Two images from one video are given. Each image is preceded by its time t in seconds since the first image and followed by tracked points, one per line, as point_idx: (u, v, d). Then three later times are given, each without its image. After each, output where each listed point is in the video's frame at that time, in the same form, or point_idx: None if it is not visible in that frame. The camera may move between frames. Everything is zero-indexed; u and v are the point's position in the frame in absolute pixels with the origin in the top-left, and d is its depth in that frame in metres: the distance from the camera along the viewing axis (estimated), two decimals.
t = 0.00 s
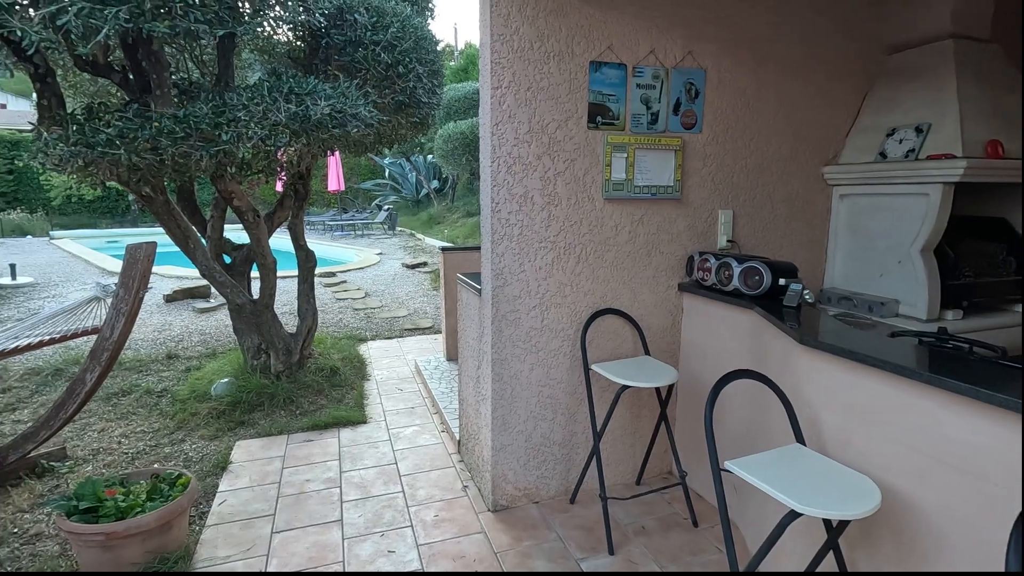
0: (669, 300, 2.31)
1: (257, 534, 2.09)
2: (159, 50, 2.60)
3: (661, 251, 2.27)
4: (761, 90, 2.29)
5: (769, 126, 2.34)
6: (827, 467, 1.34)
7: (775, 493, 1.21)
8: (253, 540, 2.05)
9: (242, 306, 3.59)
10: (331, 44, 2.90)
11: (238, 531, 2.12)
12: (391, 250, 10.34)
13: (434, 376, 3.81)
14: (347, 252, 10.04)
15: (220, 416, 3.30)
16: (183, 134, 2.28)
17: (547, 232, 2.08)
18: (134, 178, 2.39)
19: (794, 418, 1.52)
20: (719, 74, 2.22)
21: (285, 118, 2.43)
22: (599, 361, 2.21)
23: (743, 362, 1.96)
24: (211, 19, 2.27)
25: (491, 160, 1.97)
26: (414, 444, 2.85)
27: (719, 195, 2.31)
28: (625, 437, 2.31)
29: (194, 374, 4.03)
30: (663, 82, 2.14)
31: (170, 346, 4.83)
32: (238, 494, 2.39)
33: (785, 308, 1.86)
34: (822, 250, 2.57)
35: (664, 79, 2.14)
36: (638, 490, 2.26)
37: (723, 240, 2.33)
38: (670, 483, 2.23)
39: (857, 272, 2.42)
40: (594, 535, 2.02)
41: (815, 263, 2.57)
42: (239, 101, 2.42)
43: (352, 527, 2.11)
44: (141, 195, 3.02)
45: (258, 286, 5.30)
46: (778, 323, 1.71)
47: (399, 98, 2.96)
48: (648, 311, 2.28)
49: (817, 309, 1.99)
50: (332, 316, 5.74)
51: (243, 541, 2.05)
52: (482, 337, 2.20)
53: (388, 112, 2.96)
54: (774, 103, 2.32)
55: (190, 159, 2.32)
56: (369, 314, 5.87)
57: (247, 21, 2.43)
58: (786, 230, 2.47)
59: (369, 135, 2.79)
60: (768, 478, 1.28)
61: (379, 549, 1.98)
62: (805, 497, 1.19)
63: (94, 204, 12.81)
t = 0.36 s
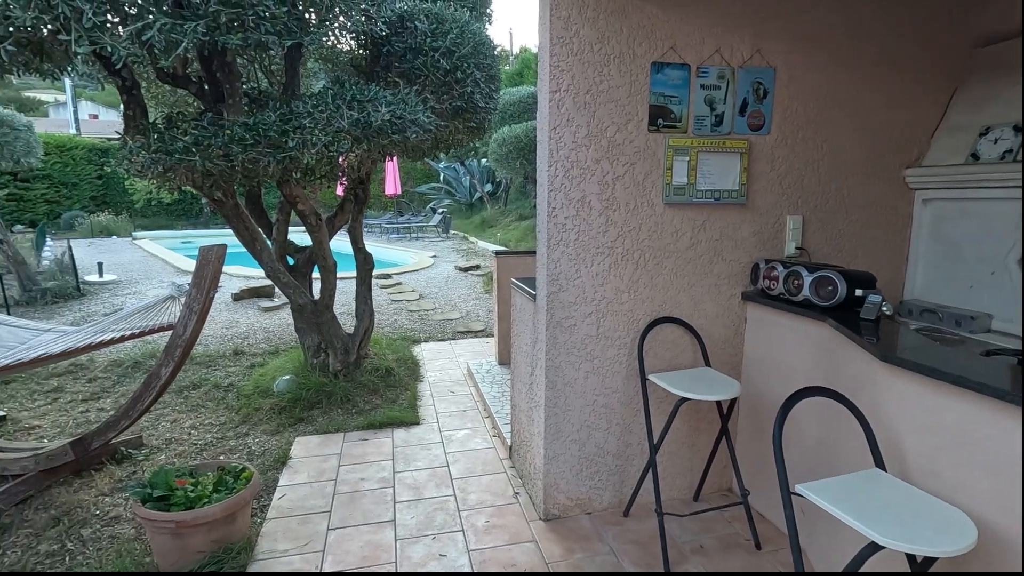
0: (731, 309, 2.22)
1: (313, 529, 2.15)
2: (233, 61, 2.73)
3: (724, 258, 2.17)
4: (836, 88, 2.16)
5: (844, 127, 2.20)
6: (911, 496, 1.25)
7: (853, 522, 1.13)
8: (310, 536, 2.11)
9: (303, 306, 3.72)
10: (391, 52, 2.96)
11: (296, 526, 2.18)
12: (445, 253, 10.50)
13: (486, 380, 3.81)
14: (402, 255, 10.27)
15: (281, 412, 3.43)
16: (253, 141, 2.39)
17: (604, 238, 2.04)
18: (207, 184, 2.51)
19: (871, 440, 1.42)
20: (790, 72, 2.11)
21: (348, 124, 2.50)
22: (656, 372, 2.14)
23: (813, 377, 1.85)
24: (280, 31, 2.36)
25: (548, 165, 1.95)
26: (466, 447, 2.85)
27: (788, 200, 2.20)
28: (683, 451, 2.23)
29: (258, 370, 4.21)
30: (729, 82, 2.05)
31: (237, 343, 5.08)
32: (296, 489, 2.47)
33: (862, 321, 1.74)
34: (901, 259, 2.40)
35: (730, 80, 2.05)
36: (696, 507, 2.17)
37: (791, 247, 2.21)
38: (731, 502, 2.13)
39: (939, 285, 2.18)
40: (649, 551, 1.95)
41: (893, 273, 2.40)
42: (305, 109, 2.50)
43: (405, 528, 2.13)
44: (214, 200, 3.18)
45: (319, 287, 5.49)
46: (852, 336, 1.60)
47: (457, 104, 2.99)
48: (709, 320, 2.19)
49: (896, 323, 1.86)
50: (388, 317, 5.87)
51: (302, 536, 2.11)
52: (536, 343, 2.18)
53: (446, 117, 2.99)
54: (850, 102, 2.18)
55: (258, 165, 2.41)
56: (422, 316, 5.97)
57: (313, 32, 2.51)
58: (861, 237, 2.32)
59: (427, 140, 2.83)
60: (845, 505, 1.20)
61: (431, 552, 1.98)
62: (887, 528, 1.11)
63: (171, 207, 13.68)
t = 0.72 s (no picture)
0: (801, 318, 2.10)
1: (369, 526, 2.19)
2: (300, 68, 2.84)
3: (793, 264, 2.06)
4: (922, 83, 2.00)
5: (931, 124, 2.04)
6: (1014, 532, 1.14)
7: (944, 552, 1.06)
8: (366, 532, 2.15)
9: (361, 305, 3.81)
10: (450, 55, 2.99)
11: (352, 521, 2.23)
12: (496, 255, 10.55)
13: (537, 383, 3.79)
14: (455, 256, 10.40)
15: (338, 408, 3.53)
16: (317, 145, 2.46)
17: (665, 242, 1.98)
18: (275, 186, 2.61)
19: (966, 466, 1.31)
20: (869, 66, 1.97)
21: (408, 128, 2.53)
22: (719, 382, 2.05)
23: (895, 394, 1.72)
24: (345, 37, 2.42)
25: (608, 166, 1.91)
26: (518, 451, 2.84)
27: (865, 203, 2.06)
28: (746, 465, 2.13)
29: (317, 367, 4.35)
30: (802, 79, 1.95)
31: (298, 339, 5.27)
32: (352, 485, 2.53)
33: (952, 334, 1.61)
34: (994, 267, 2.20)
35: (803, 76, 1.95)
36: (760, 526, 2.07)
37: (869, 252, 2.07)
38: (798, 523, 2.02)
39: None
40: (709, 569, 1.87)
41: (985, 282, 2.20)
42: (368, 113, 2.55)
43: (457, 530, 2.14)
44: (280, 202, 3.30)
45: (375, 287, 5.63)
46: (942, 351, 1.48)
47: (514, 106, 2.99)
48: (776, 329, 2.09)
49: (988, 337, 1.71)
50: (440, 317, 5.94)
51: (357, 531, 2.15)
52: (592, 348, 2.14)
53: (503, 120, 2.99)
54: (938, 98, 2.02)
55: (322, 168, 2.49)
56: (474, 317, 6.01)
57: (376, 37, 2.57)
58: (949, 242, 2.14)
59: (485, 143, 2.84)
60: (934, 533, 1.12)
61: (484, 556, 1.98)
62: (982, 562, 1.03)
63: (239, 209, 14.42)
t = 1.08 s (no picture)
0: (880, 327, 1.97)
1: (425, 521, 2.22)
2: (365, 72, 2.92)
3: (872, 269, 1.94)
4: None
5: None
6: None
7: None
8: (423, 527, 2.19)
9: (418, 304, 3.88)
10: (511, 56, 3.00)
11: (409, 516, 2.27)
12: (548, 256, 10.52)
13: (592, 386, 3.75)
14: (508, 256, 10.45)
15: (395, 404, 3.61)
16: (381, 146, 2.52)
17: (733, 244, 1.90)
18: (340, 187, 2.70)
19: None
20: (964, 57, 1.83)
21: (469, 129, 2.56)
22: (788, 392, 1.95)
23: (990, 411, 1.59)
24: (410, 41, 2.47)
25: (673, 166, 1.86)
26: (572, 454, 2.81)
27: (955, 204, 1.91)
28: (816, 481, 2.02)
29: (375, 363, 4.47)
30: (886, 72, 1.83)
31: (356, 336, 5.44)
32: (409, 480, 2.57)
33: None
34: None
35: (886, 69, 1.83)
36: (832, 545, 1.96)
37: (958, 257, 1.91)
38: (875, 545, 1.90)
39: None
40: None
41: None
42: (430, 115, 2.60)
43: (512, 531, 2.14)
44: (343, 202, 3.41)
45: (431, 287, 5.73)
46: None
47: (574, 105, 2.98)
48: (851, 338, 1.97)
49: None
50: (494, 317, 5.98)
51: (414, 526, 2.19)
52: (652, 352, 2.09)
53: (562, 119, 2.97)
54: None
55: (386, 169, 2.54)
56: (528, 318, 6.01)
57: (440, 40, 2.60)
58: None
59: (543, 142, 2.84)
60: None
61: (539, 558, 1.97)
62: None
63: (301, 209, 15.02)
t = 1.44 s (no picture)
0: (970, 336, 1.83)
1: (482, 517, 2.25)
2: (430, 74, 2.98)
3: (963, 274, 1.81)
4: None
5: None
6: None
7: None
8: (479, 523, 2.21)
9: (475, 303, 3.92)
10: (572, 55, 2.99)
11: (466, 511, 2.30)
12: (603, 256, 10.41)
13: (648, 389, 3.68)
14: (561, 257, 10.41)
15: (451, 400, 3.67)
16: (445, 146, 2.56)
17: (806, 246, 1.82)
18: (404, 187, 2.77)
19: None
20: None
21: (532, 128, 2.56)
22: (865, 403, 1.84)
23: None
24: (475, 42, 2.50)
25: (742, 164, 1.80)
26: (628, 457, 2.77)
27: None
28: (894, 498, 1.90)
29: (431, 359, 4.56)
30: (983, 61, 1.70)
31: (413, 332, 5.56)
32: (465, 476, 2.61)
33: None
34: None
35: (984, 58, 1.70)
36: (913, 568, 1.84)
37: None
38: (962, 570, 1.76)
39: None
40: None
41: None
42: (493, 115, 2.62)
43: (568, 531, 2.13)
44: (405, 202, 3.49)
45: (486, 286, 5.78)
46: None
47: (637, 104, 2.94)
48: (937, 347, 1.84)
49: None
50: (548, 317, 5.98)
51: (471, 522, 2.22)
52: (717, 357, 2.03)
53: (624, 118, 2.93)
54: None
55: (448, 169, 2.59)
56: (582, 318, 5.97)
57: (503, 40, 2.63)
58: None
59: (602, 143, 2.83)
60: None
61: (596, 561, 1.95)
62: None
63: (360, 209, 15.50)
